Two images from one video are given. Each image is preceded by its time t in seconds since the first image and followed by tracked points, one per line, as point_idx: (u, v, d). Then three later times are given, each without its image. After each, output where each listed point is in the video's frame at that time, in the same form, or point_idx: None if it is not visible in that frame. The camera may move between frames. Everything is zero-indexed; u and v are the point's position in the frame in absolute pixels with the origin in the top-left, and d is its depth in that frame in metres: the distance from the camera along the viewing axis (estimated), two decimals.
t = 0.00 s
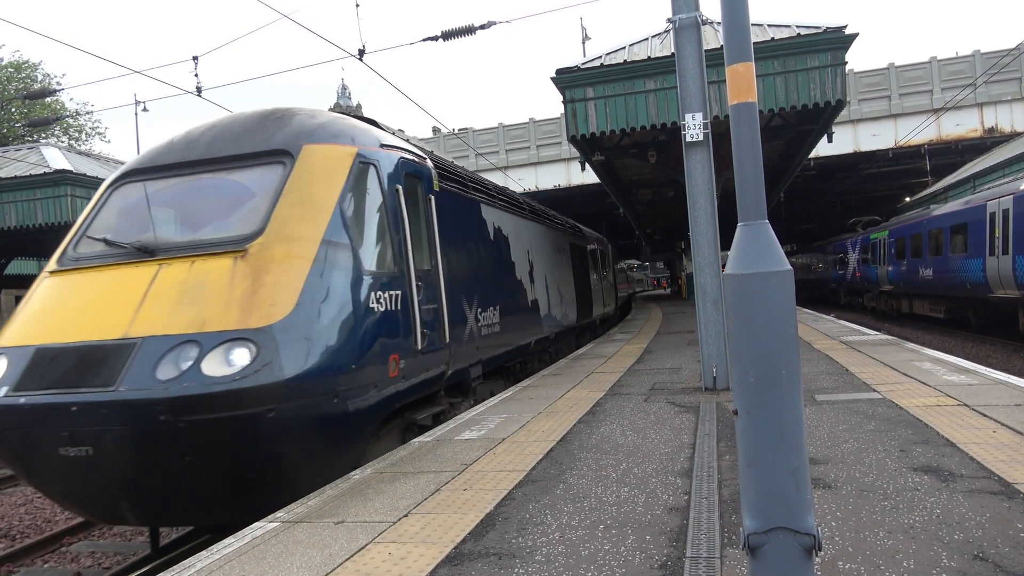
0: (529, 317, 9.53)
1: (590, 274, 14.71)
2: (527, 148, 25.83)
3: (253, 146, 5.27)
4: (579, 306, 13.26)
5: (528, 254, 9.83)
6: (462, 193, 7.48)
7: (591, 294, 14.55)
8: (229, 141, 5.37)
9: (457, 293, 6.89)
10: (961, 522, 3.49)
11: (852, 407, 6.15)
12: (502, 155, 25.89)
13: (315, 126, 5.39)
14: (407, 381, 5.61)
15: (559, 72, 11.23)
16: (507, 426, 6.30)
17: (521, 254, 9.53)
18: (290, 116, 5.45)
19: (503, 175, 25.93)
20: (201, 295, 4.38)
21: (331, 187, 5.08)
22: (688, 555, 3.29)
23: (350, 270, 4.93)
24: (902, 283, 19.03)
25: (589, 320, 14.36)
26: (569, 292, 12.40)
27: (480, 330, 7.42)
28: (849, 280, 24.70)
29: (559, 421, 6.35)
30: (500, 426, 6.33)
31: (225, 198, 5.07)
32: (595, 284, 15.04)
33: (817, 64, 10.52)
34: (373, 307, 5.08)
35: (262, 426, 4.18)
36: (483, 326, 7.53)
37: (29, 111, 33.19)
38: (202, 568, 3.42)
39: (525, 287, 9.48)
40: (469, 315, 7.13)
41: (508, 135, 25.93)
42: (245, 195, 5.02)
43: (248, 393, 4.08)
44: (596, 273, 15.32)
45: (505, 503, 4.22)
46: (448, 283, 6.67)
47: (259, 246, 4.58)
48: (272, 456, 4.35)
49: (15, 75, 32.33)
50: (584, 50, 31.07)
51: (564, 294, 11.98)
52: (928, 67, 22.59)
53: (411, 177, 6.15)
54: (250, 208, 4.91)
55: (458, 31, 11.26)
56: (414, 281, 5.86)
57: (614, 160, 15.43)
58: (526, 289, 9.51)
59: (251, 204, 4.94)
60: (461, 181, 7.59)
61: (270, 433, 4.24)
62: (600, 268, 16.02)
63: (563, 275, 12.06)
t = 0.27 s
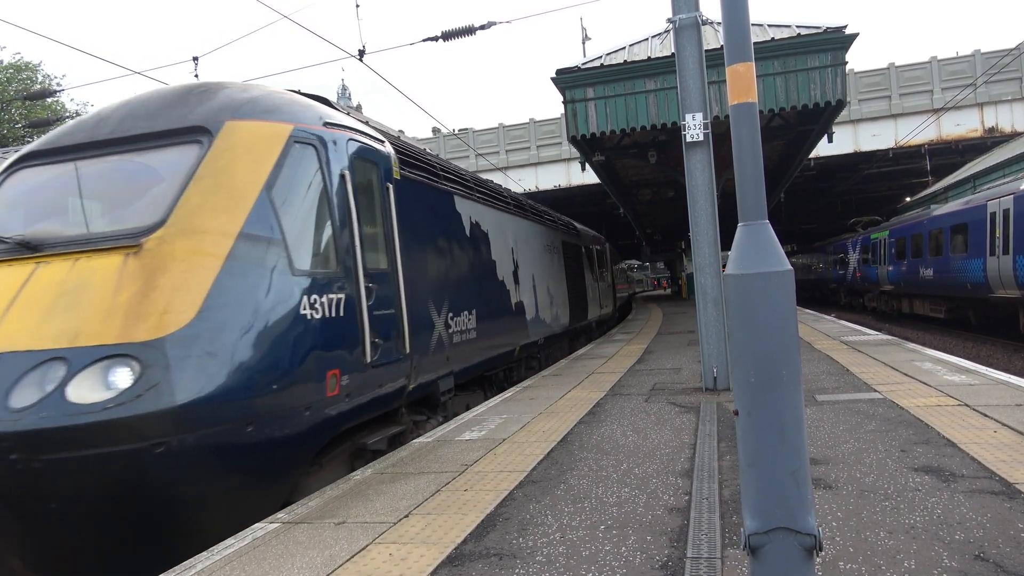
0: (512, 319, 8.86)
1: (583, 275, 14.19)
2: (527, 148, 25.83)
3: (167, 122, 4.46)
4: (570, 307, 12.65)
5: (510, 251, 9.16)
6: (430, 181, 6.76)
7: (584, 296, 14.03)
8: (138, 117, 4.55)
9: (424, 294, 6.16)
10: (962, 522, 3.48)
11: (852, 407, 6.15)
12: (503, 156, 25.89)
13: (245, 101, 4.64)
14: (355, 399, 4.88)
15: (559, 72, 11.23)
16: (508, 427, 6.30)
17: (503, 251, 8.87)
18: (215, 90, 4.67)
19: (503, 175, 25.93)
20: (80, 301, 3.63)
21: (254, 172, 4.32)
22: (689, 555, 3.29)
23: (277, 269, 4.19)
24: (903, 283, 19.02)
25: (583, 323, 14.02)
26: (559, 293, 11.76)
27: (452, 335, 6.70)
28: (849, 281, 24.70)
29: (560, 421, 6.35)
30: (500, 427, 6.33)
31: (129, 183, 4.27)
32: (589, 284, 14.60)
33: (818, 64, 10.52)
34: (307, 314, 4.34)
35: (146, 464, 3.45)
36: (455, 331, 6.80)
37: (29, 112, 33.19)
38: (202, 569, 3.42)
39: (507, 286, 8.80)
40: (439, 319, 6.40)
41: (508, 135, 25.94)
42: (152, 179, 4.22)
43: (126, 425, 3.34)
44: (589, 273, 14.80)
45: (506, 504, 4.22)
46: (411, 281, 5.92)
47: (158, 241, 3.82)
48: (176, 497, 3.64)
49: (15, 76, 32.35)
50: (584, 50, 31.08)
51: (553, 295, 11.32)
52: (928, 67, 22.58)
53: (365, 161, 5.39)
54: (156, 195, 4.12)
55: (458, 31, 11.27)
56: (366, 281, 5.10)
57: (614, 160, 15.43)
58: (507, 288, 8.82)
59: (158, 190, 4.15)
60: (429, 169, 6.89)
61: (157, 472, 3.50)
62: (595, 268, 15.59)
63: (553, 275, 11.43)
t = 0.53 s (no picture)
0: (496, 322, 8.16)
1: (579, 274, 13.65)
2: (527, 148, 25.83)
3: (40, 90, 3.60)
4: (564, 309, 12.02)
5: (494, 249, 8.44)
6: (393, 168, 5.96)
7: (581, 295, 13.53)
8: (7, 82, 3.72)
9: (384, 297, 5.38)
10: (963, 521, 3.48)
11: (853, 407, 6.15)
12: (503, 156, 25.89)
13: (138, 64, 3.78)
14: (294, 424, 4.16)
15: (559, 73, 11.24)
16: (508, 427, 6.30)
17: (485, 248, 8.14)
18: (104, 52, 3.81)
19: (503, 176, 25.93)
20: None
21: (139, 148, 3.48)
22: (690, 555, 3.29)
23: (163, 270, 3.40)
24: (903, 283, 19.02)
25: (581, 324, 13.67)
26: (552, 294, 11.11)
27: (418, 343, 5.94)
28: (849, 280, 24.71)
29: (561, 422, 6.35)
30: (501, 427, 6.33)
31: None
32: (586, 284, 14.14)
33: (818, 63, 10.52)
34: (203, 325, 3.51)
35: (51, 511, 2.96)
36: (422, 340, 6.03)
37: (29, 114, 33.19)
38: (204, 569, 3.42)
39: (490, 286, 8.06)
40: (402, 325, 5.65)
41: (508, 136, 25.94)
42: (7, 156, 3.40)
43: None
44: (585, 273, 14.26)
45: (507, 504, 4.22)
46: (366, 283, 5.14)
47: None
48: (78, 547, 3.13)
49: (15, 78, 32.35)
50: (584, 51, 31.08)
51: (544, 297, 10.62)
52: (928, 66, 22.58)
53: (301, 141, 4.56)
54: (10, 176, 3.31)
55: (458, 32, 11.27)
56: (304, 283, 4.32)
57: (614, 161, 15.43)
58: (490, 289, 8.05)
59: (13, 170, 3.33)
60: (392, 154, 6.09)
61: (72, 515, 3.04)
62: (591, 267, 15.13)
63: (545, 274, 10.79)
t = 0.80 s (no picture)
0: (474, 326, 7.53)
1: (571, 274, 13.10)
2: (527, 148, 25.82)
3: None
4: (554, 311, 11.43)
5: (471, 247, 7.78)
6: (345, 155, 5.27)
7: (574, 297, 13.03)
8: None
9: (329, 300, 4.70)
10: (963, 521, 3.48)
11: (854, 407, 6.15)
12: (503, 157, 25.89)
13: None
14: (199, 456, 3.49)
15: (559, 73, 11.24)
16: (508, 427, 6.30)
17: (461, 246, 7.49)
18: None
19: (504, 176, 25.93)
20: None
21: None
22: (691, 555, 3.29)
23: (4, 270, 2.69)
24: (903, 283, 19.02)
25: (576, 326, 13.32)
26: (539, 296, 10.50)
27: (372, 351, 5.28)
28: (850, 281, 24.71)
29: (561, 422, 6.35)
30: (501, 427, 6.33)
31: None
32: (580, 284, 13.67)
33: (818, 64, 10.52)
34: (58, 339, 2.80)
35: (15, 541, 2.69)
36: (377, 348, 5.35)
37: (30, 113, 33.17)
38: (204, 569, 3.42)
39: (466, 288, 7.40)
40: (353, 333, 4.99)
41: (508, 136, 25.93)
42: None
43: None
44: (578, 273, 13.74)
45: (507, 504, 4.22)
46: (305, 284, 4.45)
47: None
48: None
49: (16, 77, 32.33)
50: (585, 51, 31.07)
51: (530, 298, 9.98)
52: (929, 66, 22.58)
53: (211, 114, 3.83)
54: None
55: (459, 32, 11.27)
56: (218, 285, 3.64)
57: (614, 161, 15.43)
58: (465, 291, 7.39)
59: None
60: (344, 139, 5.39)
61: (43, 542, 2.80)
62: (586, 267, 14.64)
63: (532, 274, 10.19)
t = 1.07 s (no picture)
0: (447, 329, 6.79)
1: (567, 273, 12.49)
2: (528, 148, 25.82)
3: None
4: (546, 313, 10.73)
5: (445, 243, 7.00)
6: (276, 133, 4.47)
7: (570, 297, 12.49)
8: None
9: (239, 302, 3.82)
10: (964, 522, 3.48)
11: (854, 408, 6.15)
12: (504, 157, 25.89)
13: None
14: (29, 516, 2.67)
15: (560, 73, 11.24)
16: (508, 427, 6.30)
17: (433, 243, 6.69)
18: None
19: (504, 177, 25.92)
20: None
21: None
22: (690, 556, 3.29)
23: None
24: (904, 283, 19.00)
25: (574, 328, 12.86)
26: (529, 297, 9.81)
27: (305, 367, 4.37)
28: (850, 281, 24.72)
29: (562, 422, 6.35)
30: (501, 428, 6.33)
31: None
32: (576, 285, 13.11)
33: (819, 64, 10.51)
34: None
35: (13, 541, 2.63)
36: (316, 363, 4.49)
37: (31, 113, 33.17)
38: (204, 569, 3.41)
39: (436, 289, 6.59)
40: (276, 344, 4.11)
41: (508, 136, 25.93)
42: None
43: None
44: (575, 272, 13.16)
45: (507, 504, 4.22)
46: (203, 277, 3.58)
47: None
48: None
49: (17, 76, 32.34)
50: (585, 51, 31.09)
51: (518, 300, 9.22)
52: (929, 67, 22.57)
53: (67, 71, 3.01)
54: None
55: (459, 32, 11.27)
56: (51, 286, 2.78)
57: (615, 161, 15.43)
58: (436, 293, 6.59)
59: None
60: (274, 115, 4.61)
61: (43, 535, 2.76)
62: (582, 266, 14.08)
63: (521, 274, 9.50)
